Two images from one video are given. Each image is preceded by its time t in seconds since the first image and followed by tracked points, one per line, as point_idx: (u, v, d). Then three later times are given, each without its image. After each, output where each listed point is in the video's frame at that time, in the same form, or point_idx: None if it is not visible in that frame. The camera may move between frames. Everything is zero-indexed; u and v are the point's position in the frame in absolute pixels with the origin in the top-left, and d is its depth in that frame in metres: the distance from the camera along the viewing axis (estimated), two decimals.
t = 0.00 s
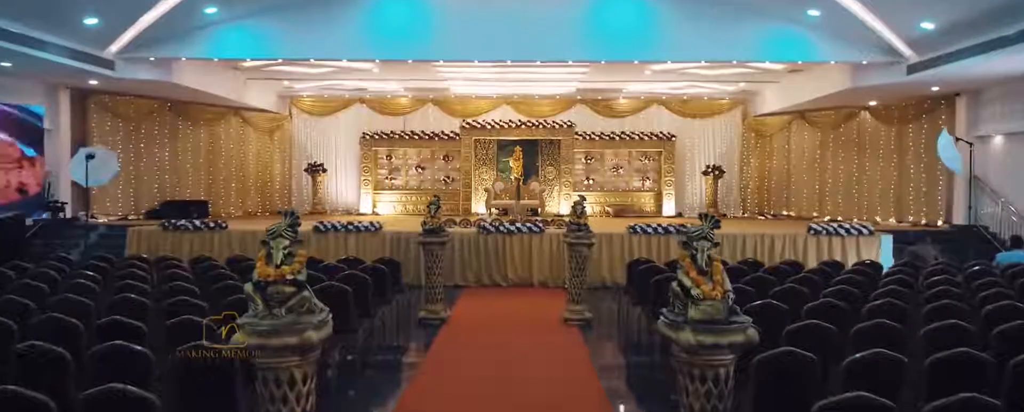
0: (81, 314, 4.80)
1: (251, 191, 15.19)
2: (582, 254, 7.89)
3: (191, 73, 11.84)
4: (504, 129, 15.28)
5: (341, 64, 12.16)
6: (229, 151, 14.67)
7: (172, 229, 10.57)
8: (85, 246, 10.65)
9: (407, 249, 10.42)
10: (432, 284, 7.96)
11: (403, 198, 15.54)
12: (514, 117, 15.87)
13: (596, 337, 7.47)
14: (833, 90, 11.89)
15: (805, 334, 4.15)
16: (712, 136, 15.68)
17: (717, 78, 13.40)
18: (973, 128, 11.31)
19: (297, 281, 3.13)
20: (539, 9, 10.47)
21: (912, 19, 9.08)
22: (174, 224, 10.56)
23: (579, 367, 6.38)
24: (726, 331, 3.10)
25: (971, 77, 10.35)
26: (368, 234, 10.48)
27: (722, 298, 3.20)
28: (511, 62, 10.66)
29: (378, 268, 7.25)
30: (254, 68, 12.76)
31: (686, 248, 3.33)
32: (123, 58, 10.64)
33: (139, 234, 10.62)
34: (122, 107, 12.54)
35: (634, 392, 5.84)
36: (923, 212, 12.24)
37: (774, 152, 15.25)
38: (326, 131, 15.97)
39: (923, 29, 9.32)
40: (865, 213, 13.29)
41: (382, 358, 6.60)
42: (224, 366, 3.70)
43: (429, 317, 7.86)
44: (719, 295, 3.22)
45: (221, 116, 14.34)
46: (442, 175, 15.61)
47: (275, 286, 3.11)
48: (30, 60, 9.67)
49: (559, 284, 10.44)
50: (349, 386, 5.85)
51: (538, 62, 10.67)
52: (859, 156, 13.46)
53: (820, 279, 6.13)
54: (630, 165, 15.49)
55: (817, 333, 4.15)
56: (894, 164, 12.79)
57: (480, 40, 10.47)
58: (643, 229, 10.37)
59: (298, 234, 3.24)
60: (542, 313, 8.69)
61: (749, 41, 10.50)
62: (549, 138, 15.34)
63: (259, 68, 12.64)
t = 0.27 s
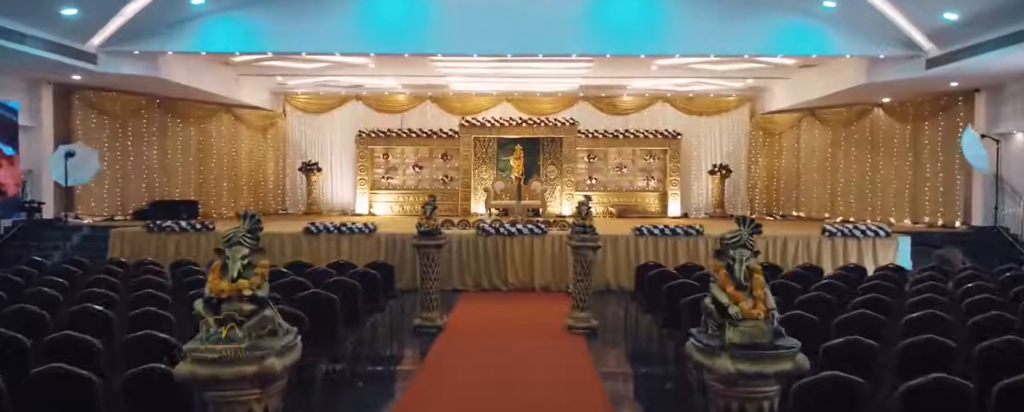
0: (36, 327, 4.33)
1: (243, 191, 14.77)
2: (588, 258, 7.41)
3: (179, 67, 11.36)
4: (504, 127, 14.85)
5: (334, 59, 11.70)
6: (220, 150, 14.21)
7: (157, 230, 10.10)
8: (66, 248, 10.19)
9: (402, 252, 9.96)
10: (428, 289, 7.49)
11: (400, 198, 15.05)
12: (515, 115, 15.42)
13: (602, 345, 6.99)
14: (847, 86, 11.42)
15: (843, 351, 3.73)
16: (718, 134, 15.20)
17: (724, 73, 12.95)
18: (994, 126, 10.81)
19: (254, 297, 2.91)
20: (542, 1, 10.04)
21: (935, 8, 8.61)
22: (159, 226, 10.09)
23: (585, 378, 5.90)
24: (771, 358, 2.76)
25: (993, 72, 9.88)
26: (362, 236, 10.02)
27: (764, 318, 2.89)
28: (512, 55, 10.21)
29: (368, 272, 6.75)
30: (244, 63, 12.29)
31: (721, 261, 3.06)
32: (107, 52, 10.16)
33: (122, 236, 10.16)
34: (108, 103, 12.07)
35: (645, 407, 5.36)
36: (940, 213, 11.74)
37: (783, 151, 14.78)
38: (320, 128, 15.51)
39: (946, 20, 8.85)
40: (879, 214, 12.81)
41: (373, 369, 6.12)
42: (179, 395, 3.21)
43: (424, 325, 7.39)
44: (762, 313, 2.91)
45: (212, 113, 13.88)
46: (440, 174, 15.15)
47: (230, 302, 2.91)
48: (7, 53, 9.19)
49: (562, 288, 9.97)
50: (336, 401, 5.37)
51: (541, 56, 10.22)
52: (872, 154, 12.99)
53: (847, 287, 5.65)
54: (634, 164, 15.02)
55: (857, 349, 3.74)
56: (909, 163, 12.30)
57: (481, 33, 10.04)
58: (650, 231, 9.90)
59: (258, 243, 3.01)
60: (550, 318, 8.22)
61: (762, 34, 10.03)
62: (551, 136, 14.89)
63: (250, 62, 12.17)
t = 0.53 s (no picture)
0: None
1: (234, 190, 14.24)
2: (594, 263, 6.89)
3: (165, 60, 10.85)
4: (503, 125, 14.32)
5: (326, 52, 11.18)
6: (210, 148, 13.70)
7: (139, 231, 9.59)
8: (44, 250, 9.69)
9: (397, 255, 9.47)
10: (424, 295, 6.97)
11: (396, 198, 14.55)
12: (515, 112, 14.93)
13: (610, 356, 6.47)
14: (863, 81, 10.91)
15: (899, 376, 3.21)
16: (725, 132, 14.70)
17: (732, 69, 12.48)
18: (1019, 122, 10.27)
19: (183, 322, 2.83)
20: None
21: None
22: (142, 227, 9.57)
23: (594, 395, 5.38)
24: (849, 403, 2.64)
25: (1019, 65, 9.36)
26: (355, 238, 9.53)
27: (838, 353, 2.75)
28: (512, 49, 9.71)
29: (357, 280, 6.19)
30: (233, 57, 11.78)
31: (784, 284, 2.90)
32: (86, 44, 9.65)
33: (103, 238, 9.63)
34: (91, 98, 11.54)
35: None
36: (960, 213, 11.22)
37: (793, 149, 14.27)
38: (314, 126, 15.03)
39: (974, 9, 8.32)
40: (894, 215, 12.30)
41: (362, 385, 5.60)
42: None
43: (419, 334, 6.85)
44: (835, 345, 2.77)
45: (201, 110, 13.38)
46: (439, 173, 14.67)
47: (156, 331, 2.79)
48: None
49: (565, 293, 9.48)
50: None
51: (544, 49, 9.73)
52: (887, 152, 12.49)
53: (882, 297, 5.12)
54: (638, 163, 14.54)
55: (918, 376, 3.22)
56: (927, 162, 11.80)
57: (480, 24, 9.54)
58: (658, 233, 9.38)
59: (191, 256, 2.94)
60: (556, 327, 7.70)
61: (776, 26, 9.52)
62: (553, 134, 14.39)
63: (239, 56, 11.65)
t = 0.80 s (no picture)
0: None
1: (225, 190, 13.77)
2: (601, 269, 6.41)
3: (150, 55, 10.38)
4: (503, 123, 13.84)
5: (318, 46, 10.70)
6: (201, 146, 13.24)
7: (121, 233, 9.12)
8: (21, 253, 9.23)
9: (391, 258, 9.01)
10: (418, 303, 6.50)
11: (393, 198, 14.09)
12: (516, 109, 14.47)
13: (619, 369, 5.99)
14: (879, 76, 10.44)
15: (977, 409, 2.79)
16: (733, 130, 14.25)
17: (742, 64, 12.02)
18: None
19: (71, 366, 2.43)
20: None
21: None
22: (124, 228, 9.09)
23: None
24: None
25: None
26: (348, 240, 9.06)
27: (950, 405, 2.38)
28: (512, 42, 9.25)
29: (341, 286, 5.72)
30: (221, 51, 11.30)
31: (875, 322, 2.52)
32: (66, 36, 9.20)
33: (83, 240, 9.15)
34: (74, 95, 11.08)
35: None
36: (979, 214, 10.70)
37: (803, 148, 13.80)
38: (309, 124, 14.57)
39: None
40: (910, 217, 11.82)
41: (348, 404, 5.11)
42: None
43: (413, 345, 6.36)
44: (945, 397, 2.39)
45: (191, 107, 12.92)
46: (437, 172, 14.22)
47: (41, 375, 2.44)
48: None
49: (569, 298, 9.03)
50: None
51: (546, 42, 9.27)
52: (902, 150, 12.01)
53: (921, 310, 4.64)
54: (643, 162, 14.09)
55: (989, 405, 2.79)
56: (944, 161, 11.32)
57: (479, 16, 9.08)
58: (667, 235, 8.90)
59: (90, 277, 2.55)
60: (559, 335, 7.25)
61: (791, 18, 9.06)
62: (555, 132, 13.93)
63: (228, 50, 11.17)
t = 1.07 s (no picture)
0: None
1: (216, 190, 13.35)
2: (609, 274, 5.93)
3: (133, 48, 9.91)
4: (503, 120, 13.39)
5: (309, 39, 10.25)
6: (189, 144, 12.78)
7: (101, 235, 8.66)
8: None
9: (385, 261, 8.57)
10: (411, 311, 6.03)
11: (389, 198, 13.63)
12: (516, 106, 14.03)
13: (628, 383, 5.51)
14: (896, 71, 9.98)
15: None
16: (741, 127, 13.79)
17: (752, 59, 11.57)
18: None
19: None
20: None
21: None
22: (104, 230, 8.65)
23: None
24: None
25: None
26: (339, 242, 8.60)
27: None
28: (512, 34, 8.81)
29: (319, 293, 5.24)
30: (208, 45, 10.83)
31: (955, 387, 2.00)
32: (42, 28, 8.75)
33: (61, 242, 8.69)
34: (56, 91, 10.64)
35: None
36: (1000, 215, 10.21)
37: (813, 146, 13.35)
38: (303, 122, 14.11)
39: None
40: (926, 218, 11.35)
41: None
42: None
43: (406, 356, 5.88)
44: None
45: (180, 103, 12.46)
46: (435, 172, 13.78)
47: None
48: None
49: (572, 303, 8.59)
50: None
51: (547, 34, 8.82)
52: (918, 148, 11.53)
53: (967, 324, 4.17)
54: (648, 161, 13.65)
55: None
56: (962, 160, 10.83)
57: (477, 6, 8.63)
58: (675, 237, 8.48)
59: None
60: (562, 344, 6.82)
61: (806, 9, 8.61)
62: (556, 130, 13.49)
63: (216, 44, 10.69)
